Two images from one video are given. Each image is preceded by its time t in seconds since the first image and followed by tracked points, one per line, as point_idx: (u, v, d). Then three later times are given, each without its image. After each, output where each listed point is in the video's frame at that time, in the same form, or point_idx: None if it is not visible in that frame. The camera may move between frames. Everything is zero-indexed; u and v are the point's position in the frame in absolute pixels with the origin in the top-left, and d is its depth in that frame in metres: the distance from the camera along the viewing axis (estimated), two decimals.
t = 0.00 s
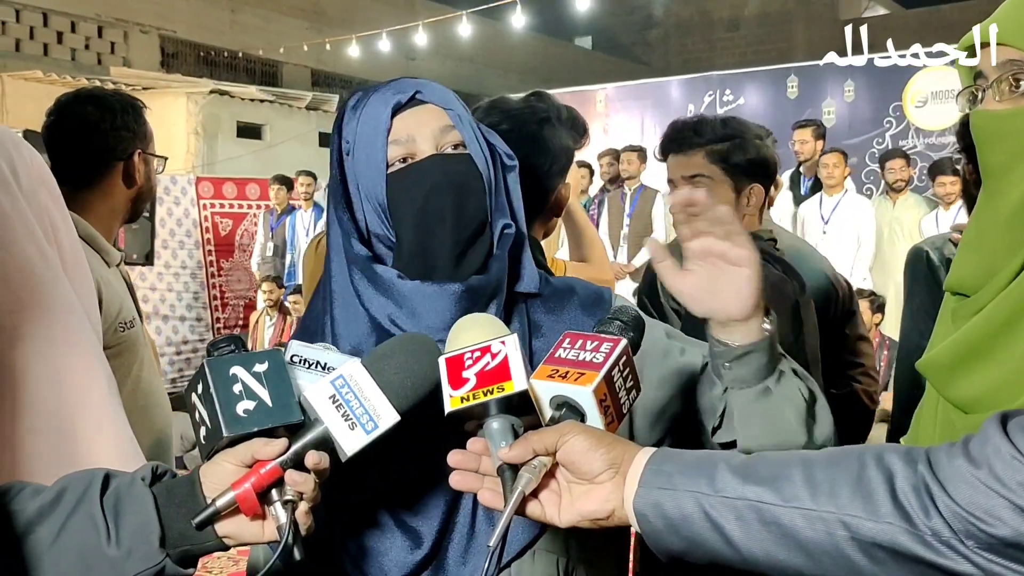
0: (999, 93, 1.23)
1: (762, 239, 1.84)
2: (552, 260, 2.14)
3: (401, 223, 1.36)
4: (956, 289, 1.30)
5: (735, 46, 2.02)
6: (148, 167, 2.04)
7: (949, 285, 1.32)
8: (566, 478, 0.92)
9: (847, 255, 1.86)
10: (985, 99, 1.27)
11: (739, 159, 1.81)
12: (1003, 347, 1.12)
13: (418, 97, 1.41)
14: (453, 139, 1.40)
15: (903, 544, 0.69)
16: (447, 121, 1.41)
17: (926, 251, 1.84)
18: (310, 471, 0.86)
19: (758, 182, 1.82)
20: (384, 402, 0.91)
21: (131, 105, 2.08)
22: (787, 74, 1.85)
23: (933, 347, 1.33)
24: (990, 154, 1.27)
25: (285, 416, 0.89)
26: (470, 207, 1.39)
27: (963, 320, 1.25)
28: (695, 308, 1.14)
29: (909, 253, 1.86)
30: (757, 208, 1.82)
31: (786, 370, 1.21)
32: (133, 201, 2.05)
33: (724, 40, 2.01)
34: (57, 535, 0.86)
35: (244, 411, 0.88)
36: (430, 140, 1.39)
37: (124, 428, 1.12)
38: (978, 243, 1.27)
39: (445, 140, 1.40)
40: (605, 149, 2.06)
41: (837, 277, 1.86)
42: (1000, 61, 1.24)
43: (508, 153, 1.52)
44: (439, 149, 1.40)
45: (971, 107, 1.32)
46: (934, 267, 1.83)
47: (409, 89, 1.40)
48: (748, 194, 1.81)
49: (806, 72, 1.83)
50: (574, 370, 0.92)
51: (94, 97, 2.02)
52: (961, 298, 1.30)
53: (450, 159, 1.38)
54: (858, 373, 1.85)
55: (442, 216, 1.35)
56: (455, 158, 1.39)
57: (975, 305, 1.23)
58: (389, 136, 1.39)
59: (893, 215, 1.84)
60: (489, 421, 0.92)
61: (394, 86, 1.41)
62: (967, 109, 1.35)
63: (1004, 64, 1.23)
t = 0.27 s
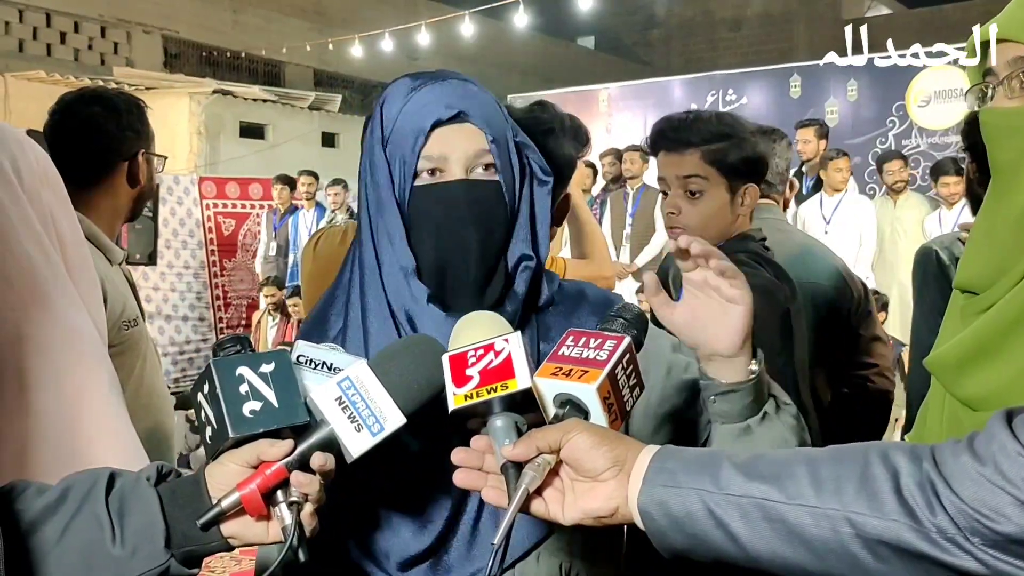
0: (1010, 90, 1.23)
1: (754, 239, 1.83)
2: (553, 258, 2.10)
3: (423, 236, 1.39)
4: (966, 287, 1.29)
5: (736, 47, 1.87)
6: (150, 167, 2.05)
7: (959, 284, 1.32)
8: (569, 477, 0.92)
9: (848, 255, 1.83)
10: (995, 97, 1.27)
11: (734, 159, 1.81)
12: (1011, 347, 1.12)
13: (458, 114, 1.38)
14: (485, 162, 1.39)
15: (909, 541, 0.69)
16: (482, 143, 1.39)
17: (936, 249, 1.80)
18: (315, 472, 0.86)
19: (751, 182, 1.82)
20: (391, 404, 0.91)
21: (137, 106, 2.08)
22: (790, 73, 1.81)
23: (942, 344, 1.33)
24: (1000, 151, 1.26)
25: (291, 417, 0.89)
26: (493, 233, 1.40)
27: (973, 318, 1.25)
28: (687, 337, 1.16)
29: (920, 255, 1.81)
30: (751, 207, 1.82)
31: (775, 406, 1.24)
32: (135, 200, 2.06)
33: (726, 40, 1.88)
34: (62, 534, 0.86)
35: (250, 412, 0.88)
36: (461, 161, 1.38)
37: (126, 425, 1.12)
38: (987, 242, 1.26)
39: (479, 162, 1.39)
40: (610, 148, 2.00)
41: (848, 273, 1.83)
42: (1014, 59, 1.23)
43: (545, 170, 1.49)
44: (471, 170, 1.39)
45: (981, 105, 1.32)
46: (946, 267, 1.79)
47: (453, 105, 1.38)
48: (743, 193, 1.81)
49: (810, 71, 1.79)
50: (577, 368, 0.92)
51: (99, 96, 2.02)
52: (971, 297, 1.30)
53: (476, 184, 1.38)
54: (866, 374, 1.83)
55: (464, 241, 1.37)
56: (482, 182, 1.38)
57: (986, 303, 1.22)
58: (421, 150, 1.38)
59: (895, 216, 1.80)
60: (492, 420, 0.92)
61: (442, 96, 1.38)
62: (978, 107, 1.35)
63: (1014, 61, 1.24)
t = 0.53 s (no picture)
0: (1013, 89, 1.23)
1: (730, 241, 1.85)
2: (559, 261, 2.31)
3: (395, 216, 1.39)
4: (967, 284, 1.29)
5: (738, 47, 2.28)
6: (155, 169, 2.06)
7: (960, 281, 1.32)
8: (573, 476, 0.91)
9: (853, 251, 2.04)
10: (998, 95, 1.26)
11: (708, 160, 1.85)
12: (1014, 346, 1.12)
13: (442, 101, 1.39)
14: (462, 151, 1.37)
15: (914, 539, 0.69)
16: (463, 132, 1.37)
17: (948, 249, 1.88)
18: (319, 469, 0.87)
19: (728, 182, 1.87)
20: (394, 402, 0.91)
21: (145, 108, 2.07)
22: (792, 74, 2.04)
23: (944, 341, 1.33)
24: (1003, 150, 1.26)
25: (295, 414, 0.89)
26: (455, 222, 1.36)
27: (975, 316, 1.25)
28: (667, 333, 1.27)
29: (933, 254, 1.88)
30: (727, 208, 1.87)
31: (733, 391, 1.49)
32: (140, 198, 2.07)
33: (728, 39, 2.30)
34: (67, 531, 0.86)
35: (254, 409, 0.88)
36: (439, 146, 1.37)
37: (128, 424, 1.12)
38: (989, 237, 1.26)
39: (457, 153, 1.37)
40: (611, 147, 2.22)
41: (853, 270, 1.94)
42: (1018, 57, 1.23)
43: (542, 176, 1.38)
44: (449, 158, 1.37)
45: (982, 103, 1.31)
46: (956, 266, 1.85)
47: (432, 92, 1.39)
48: (717, 194, 1.86)
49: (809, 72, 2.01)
50: (581, 367, 0.92)
51: (103, 94, 2.00)
52: (973, 295, 1.30)
53: (444, 170, 1.36)
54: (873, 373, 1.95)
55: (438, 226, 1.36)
56: (454, 170, 1.36)
57: (987, 301, 1.23)
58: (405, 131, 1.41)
59: (895, 215, 2.04)
60: (495, 419, 0.92)
61: (435, 82, 1.40)
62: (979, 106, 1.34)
63: (1018, 60, 1.23)
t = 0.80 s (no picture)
0: (1016, 91, 1.21)
1: (719, 241, 1.89)
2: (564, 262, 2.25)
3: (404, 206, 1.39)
4: (969, 285, 1.29)
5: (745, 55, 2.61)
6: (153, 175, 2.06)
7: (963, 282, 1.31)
8: (577, 477, 0.91)
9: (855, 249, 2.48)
10: (1000, 97, 1.25)
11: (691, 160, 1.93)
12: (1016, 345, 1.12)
13: (465, 98, 1.39)
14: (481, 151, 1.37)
15: (915, 539, 0.69)
16: (484, 131, 1.37)
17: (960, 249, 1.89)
18: (321, 468, 0.87)
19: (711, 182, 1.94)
20: (396, 401, 0.91)
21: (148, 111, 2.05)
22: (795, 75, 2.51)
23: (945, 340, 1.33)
24: (1006, 150, 1.25)
25: (297, 413, 0.89)
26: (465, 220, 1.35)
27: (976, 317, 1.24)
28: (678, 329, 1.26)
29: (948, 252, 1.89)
30: (712, 208, 1.94)
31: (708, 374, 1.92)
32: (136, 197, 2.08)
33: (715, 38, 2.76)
34: (70, 528, 0.86)
35: (256, 408, 0.87)
36: (458, 143, 1.37)
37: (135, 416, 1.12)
38: (992, 238, 1.26)
39: (474, 152, 1.37)
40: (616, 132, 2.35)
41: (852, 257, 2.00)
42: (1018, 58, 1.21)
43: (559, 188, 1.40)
44: (467, 156, 1.37)
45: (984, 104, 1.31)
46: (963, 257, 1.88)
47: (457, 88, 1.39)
48: (701, 195, 1.93)
49: (814, 73, 2.48)
50: (584, 369, 0.92)
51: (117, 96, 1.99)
52: (974, 296, 1.30)
53: (459, 166, 1.35)
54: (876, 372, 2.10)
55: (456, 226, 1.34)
56: (471, 167, 1.36)
57: (988, 302, 1.22)
58: (426, 124, 1.40)
59: (899, 214, 2.46)
60: (499, 421, 0.93)
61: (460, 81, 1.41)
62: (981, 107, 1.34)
63: (1019, 61, 1.21)
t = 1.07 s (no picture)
0: (1019, 94, 1.22)
1: (720, 242, 1.90)
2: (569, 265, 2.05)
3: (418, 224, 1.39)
4: (972, 287, 1.29)
5: (746, 48, 1.89)
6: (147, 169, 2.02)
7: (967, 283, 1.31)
8: (583, 478, 0.92)
9: (856, 256, 1.88)
10: (1003, 101, 1.25)
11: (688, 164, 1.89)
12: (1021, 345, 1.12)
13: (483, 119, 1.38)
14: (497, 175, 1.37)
15: (922, 539, 0.70)
16: (501, 155, 1.37)
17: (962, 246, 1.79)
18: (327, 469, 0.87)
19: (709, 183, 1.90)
20: (402, 403, 0.92)
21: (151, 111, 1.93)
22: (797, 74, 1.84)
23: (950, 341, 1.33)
24: (1011, 153, 1.25)
25: (305, 414, 0.89)
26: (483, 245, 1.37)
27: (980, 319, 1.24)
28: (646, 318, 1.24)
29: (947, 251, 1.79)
30: (711, 209, 1.90)
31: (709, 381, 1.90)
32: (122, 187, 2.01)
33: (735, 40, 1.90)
34: (78, 527, 0.87)
35: (264, 409, 0.88)
36: (475, 165, 1.37)
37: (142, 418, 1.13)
38: (996, 239, 1.26)
39: (488, 175, 1.37)
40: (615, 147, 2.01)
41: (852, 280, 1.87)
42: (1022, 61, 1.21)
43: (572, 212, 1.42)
44: (482, 179, 1.38)
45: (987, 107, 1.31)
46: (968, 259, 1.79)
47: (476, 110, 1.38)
48: (700, 195, 1.89)
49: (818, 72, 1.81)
50: (590, 370, 0.93)
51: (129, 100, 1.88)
52: (979, 297, 1.30)
53: (476, 190, 1.36)
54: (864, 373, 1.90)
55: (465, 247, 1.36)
56: (488, 192, 1.37)
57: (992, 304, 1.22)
58: (442, 143, 1.40)
59: (903, 215, 1.83)
60: (505, 422, 0.92)
61: (476, 95, 1.40)
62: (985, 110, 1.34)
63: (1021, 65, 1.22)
